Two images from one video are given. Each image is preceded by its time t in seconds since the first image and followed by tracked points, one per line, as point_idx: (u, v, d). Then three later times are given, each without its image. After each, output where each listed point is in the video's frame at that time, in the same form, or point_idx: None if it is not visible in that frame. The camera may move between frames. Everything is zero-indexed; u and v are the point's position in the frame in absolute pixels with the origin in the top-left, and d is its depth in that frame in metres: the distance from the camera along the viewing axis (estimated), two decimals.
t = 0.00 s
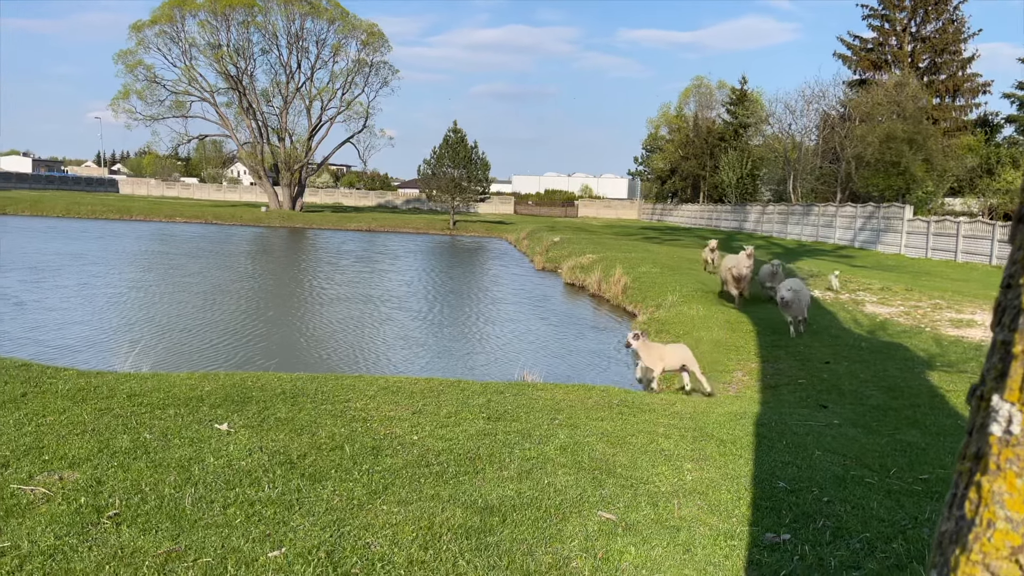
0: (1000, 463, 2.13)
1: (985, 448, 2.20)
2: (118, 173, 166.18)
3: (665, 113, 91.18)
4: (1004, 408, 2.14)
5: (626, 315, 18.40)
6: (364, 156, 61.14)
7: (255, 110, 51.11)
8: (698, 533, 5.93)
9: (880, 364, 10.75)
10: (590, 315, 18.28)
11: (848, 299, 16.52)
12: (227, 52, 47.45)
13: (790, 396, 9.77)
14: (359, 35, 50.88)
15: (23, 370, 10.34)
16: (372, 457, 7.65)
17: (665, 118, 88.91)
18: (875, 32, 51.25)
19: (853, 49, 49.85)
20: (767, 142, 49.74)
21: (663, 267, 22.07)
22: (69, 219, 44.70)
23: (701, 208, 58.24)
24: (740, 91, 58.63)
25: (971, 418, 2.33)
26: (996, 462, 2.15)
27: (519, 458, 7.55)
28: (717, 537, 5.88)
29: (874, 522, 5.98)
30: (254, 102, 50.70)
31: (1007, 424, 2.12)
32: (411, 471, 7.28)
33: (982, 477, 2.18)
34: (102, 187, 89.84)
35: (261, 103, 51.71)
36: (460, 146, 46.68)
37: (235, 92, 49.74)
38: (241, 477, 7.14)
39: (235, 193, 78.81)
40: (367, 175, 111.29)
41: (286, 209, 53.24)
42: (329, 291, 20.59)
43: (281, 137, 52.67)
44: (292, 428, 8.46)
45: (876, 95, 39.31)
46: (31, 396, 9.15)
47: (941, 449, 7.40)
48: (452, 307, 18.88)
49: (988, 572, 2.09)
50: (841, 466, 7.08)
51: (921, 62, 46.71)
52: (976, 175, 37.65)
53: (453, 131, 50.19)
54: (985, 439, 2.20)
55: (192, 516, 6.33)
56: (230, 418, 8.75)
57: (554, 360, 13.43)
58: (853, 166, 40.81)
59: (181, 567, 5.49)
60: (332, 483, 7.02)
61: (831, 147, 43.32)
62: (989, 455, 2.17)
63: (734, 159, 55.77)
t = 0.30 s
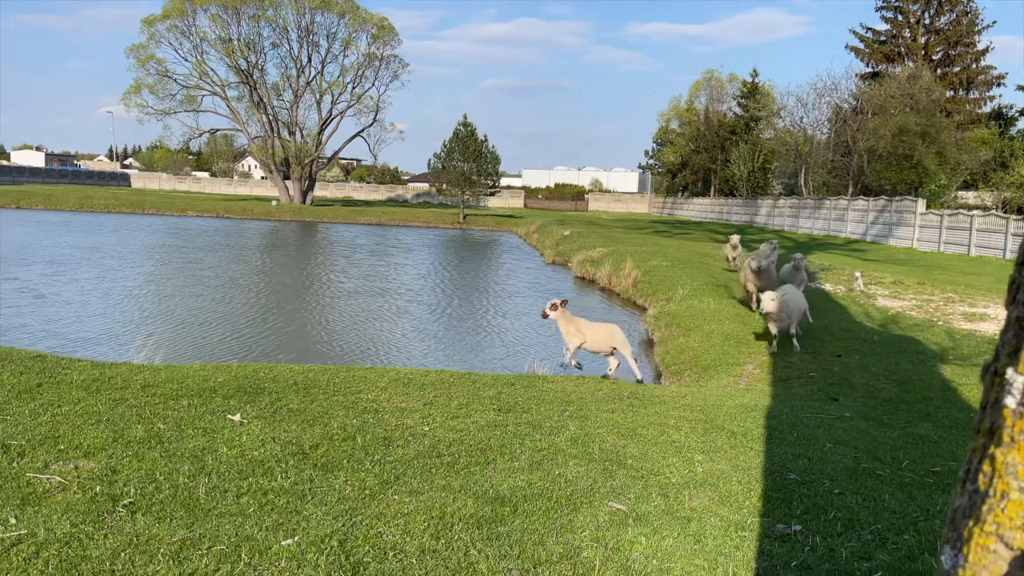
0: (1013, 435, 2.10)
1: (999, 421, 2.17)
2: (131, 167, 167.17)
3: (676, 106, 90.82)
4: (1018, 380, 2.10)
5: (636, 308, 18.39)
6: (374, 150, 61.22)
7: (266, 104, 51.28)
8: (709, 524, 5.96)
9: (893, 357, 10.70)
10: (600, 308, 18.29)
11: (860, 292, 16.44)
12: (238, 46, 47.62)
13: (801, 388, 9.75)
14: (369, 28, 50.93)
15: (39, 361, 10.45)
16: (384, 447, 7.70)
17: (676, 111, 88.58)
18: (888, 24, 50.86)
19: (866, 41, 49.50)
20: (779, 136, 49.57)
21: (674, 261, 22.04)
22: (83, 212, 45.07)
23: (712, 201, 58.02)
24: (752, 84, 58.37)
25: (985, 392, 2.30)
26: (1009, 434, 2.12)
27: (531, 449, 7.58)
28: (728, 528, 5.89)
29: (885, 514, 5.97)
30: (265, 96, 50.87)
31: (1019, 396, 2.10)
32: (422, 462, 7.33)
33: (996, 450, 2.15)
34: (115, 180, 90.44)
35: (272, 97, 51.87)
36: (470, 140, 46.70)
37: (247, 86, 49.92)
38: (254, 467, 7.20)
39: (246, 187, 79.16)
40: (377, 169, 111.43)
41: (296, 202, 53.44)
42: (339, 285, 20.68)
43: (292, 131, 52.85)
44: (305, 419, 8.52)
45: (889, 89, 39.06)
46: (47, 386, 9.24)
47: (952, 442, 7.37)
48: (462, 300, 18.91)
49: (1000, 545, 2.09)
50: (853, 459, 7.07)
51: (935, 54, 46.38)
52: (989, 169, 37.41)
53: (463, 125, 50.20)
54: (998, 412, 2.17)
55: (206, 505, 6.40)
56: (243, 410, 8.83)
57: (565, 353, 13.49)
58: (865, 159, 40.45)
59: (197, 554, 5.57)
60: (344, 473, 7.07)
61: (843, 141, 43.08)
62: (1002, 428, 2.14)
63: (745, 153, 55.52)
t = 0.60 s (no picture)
0: None
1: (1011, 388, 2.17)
2: (142, 161, 167.90)
3: (686, 98, 90.42)
4: None
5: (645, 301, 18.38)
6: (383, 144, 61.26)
7: (276, 97, 51.37)
8: (719, 513, 5.96)
9: (903, 349, 10.66)
10: (609, 301, 18.29)
11: (871, 285, 16.37)
12: (248, 39, 47.71)
13: (811, 380, 9.74)
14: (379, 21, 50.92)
15: (52, 351, 10.55)
16: (395, 436, 7.75)
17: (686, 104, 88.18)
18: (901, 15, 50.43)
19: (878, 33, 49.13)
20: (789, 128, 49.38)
21: (684, 253, 22.00)
22: (95, 206, 45.33)
23: (722, 194, 57.79)
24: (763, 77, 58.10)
25: (996, 361, 2.30)
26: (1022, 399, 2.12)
27: (540, 439, 7.59)
28: (738, 516, 5.90)
29: (895, 503, 5.96)
30: (274, 89, 50.96)
31: None
32: (432, 451, 7.36)
33: (1008, 415, 2.15)
34: (127, 173, 90.86)
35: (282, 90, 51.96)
36: (479, 133, 46.72)
37: (257, 79, 50.02)
38: (265, 455, 7.25)
39: (256, 180, 79.41)
40: (387, 161, 111.45)
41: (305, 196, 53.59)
42: (349, 277, 20.75)
43: (302, 124, 52.96)
44: (316, 408, 8.58)
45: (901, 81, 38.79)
46: (60, 375, 9.33)
47: (963, 433, 7.35)
48: (471, 293, 18.95)
49: (1012, 508, 2.10)
50: (863, 449, 7.06)
51: (948, 45, 46.04)
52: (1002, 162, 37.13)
53: (473, 118, 50.17)
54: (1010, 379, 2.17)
55: (218, 492, 6.45)
56: (254, 399, 8.89)
57: (574, 344, 13.56)
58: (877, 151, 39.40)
59: (210, 539, 5.63)
60: (355, 461, 7.13)
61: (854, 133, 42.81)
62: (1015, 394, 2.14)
63: (756, 145, 55.29)
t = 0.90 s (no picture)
0: None
1: None
2: (153, 153, 168.48)
3: (696, 91, 90.15)
4: None
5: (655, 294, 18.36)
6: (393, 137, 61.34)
7: (285, 91, 51.43)
8: (731, 502, 5.96)
9: (916, 341, 10.61)
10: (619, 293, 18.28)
11: (882, 277, 16.30)
12: (258, 32, 47.76)
13: (823, 371, 9.71)
14: (388, 14, 50.90)
15: (66, 340, 10.62)
16: (406, 425, 7.77)
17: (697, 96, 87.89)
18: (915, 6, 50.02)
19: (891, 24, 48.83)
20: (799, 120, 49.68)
21: (694, 246, 21.95)
22: (106, 198, 45.57)
23: (732, 187, 57.59)
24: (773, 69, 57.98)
25: None
26: None
27: (552, 428, 7.60)
28: (750, 506, 5.89)
29: (909, 493, 5.94)
30: (284, 82, 51.03)
31: None
32: (444, 440, 7.38)
33: None
34: (138, 166, 91.20)
35: (292, 83, 52.02)
36: (488, 126, 47.07)
37: (266, 72, 50.10)
38: (277, 443, 7.29)
39: (266, 173, 79.65)
40: (396, 154, 111.52)
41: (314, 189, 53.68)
42: (359, 269, 20.80)
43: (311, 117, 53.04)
44: (327, 397, 8.61)
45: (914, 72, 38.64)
46: (73, 364, 9.40)
47: (976, 424, 7.32)
48: (481, 285, 18.97)
49: None
50: (876, 439, 7.04)
51: (960, 37, 45.76)
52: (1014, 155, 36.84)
53: (482, 111, 50.13)
54: None
55: (231, 479, 6.49)
56: (266, 387, 8.95)
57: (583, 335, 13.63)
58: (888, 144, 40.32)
59: (223, 526, 5.65)
60: (367, 449, 7.16)
61: (866, 126, 42.74)
62: None
63: (766, 138, 55.11)
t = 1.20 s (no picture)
0: None
1: None
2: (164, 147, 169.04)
3: (708, 84, 89.96)
4: None
5: (666, 286, 18.33)
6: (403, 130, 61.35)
7: (296, 84, 51.50)
8: (745, 491, 5.94)
9: (930, 333, 10.55)
10: (629, 286, 18.28)
11: (895, 270, 16.22)
12: (268, 25, 47.84)
13: (836, 362, 9.67)
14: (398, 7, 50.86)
15: (80, 329, 10.68)
16: (419, 414, 7.79)
17: (708, 89, 87.65)
18: None
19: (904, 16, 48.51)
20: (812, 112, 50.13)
21: (705, 238, 21.89)
22: (118, 192, 45.88)
23: (742, 181, 57.39)
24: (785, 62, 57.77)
25: None
26: None
27: (564, 418, 7.59)
28: (765, 495, 5.87)
29: (925, 483, 5.91)
30: (295, 76, 51.12)
31: None
32: (456, 428, 7.40)
33: None
34: (150, 159, 91.66)
35: (302, 77, 52.10)
36: (499, 119, 46.86)
37: (277, 66, 50.19)
38: (290, 431, 7.31)
39: (277, 167, 79.91)
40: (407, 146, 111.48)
41: (324, 183, 53.82)
42: (370, 262, 20.86)
43: (321, 111, 53.15)
44: (340, 385, 8.65)
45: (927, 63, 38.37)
46: (88, 352, 9.47)
47: (992, 415, 7.27)
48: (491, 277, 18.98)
49: None
50: (891, 430, 7.01)
51: (974, 28, 45.47)
52: None
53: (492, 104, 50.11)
54: None
55: (245, 466, 6.51)
56: (279, 376, 8.99)
57: (595, 326, 13.65)
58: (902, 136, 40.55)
59: (237, 511, 5.67)
60: (379, 438, 7.18)
61: (878, 117, 43.07)
62: None
63: (777, 131, 54.92)
